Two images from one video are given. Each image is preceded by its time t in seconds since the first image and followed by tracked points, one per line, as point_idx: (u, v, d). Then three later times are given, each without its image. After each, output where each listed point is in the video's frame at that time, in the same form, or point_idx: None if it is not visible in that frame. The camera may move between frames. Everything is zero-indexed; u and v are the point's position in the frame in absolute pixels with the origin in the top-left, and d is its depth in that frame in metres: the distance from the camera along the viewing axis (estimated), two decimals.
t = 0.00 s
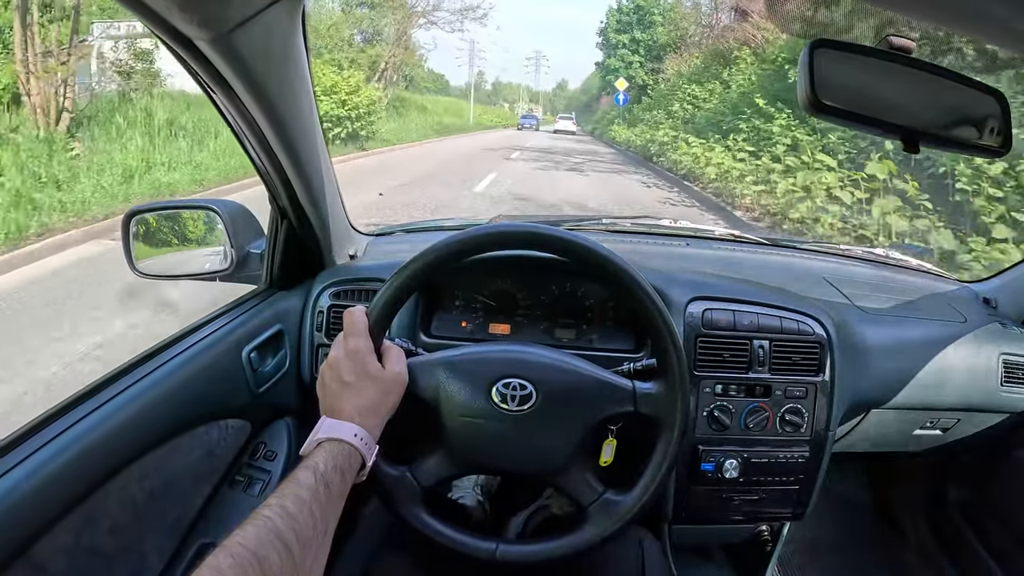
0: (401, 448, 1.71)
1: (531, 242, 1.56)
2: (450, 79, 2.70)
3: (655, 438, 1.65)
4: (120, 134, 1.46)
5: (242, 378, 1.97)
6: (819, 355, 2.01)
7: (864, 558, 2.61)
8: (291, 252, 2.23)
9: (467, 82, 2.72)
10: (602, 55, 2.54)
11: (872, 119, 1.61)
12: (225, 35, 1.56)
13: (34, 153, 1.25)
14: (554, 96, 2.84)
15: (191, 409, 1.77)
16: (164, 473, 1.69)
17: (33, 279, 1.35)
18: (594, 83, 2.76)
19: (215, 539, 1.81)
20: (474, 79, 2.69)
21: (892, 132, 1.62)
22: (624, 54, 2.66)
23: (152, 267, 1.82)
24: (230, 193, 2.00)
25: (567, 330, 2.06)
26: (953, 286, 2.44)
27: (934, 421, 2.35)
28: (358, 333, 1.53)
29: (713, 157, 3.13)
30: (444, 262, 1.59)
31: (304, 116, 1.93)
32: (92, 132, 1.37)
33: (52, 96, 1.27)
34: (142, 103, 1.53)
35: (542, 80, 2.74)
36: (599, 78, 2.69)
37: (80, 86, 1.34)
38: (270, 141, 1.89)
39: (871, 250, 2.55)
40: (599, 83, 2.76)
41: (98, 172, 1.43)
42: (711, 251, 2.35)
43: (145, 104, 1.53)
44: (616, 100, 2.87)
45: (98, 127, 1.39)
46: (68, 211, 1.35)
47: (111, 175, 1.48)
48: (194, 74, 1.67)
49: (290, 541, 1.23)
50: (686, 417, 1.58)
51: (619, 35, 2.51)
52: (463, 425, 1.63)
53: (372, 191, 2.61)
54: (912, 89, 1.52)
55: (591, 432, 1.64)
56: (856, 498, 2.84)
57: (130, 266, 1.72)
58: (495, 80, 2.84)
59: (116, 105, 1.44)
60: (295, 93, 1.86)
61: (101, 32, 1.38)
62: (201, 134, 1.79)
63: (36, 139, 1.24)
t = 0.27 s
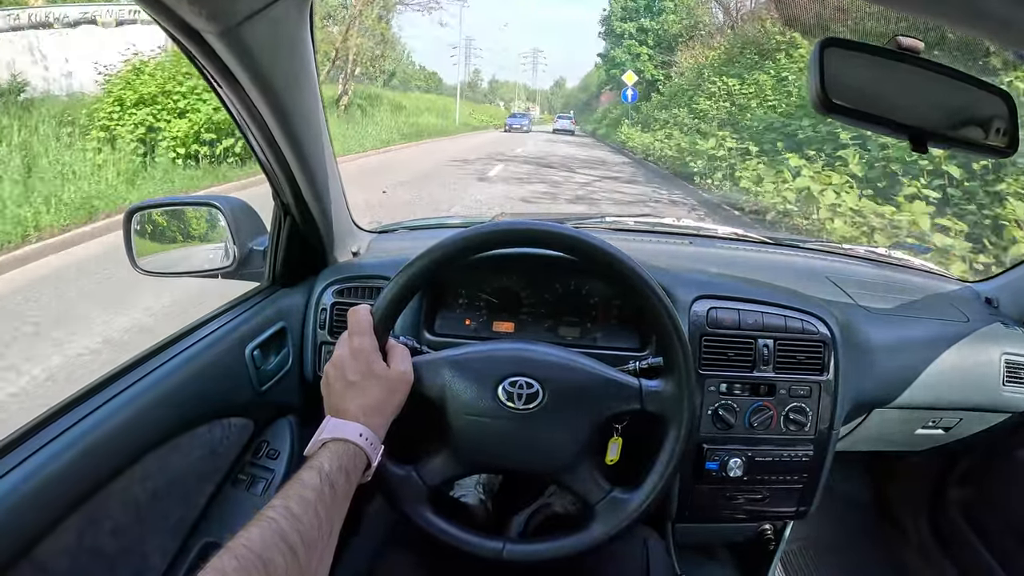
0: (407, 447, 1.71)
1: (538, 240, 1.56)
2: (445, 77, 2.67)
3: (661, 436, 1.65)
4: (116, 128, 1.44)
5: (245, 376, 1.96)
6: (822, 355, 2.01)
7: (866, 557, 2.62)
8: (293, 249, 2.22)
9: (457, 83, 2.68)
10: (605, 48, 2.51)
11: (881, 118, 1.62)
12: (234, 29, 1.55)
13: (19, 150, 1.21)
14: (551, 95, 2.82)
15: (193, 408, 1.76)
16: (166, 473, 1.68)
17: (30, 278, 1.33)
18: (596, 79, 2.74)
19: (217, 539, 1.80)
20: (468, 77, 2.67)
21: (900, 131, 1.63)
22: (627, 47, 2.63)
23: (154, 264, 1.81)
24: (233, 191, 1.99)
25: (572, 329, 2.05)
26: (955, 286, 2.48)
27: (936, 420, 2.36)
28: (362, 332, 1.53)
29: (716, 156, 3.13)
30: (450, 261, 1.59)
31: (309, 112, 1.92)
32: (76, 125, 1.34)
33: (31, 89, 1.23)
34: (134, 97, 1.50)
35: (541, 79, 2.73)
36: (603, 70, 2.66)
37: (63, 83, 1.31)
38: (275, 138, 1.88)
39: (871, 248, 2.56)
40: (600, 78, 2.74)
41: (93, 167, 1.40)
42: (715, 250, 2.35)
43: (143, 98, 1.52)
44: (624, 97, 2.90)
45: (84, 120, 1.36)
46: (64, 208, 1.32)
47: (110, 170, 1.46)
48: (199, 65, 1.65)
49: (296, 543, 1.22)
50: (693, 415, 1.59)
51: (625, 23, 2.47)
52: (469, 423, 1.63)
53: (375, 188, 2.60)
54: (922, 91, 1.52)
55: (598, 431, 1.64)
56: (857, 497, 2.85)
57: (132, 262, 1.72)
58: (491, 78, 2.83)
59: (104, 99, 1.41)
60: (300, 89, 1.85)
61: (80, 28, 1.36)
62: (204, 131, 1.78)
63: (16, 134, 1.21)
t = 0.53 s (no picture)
0: (398, 449, 1.71)
1: (528, 241, 1.56)
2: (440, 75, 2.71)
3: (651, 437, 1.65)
4: (121, 132, 1.44)
5: (239, 377, 1.96)
6: (816, 356, 2.01)
7: (860, 559, 2.61)
8: (288, 250, 2.22)
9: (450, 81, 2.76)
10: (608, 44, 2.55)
11: (871, 120, 1.59)
12: (223, 31, 1.56)
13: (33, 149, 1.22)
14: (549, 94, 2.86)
15: (188, 407, 1.77)
16: (159, 473, 1.68)
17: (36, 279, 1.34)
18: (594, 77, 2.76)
19: (210, 538, 1.81)
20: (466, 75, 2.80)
21: (891, 133, 1.62)
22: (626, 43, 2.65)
23: (149, 265, 1.82)
24: (231, 194, 2.00)
25: (565, 330, 2.05)
26: (949, 287, 2.48)
27: (931, 421, 2.35)
28: (353, 334, 1.53)
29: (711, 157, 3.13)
30: (441, 262, 1.59)
31: (301, 113, 1.92)
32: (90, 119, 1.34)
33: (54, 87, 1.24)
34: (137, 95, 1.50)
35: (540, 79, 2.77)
36: (609, 65, 2.65)
37: (83, 82, 1.33)
38: (267, 139, 1.88)
39: (867, 249, 2.55)
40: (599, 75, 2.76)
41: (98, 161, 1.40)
42: (709, 252, 2.35)
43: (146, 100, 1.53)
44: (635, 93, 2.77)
45: (93, 118, 1.35)
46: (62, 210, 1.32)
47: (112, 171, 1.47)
48: (188, 68, 1.65)
49: (285, 543, 1.22)
50: (684, 416, 1.59)
51: (632, 9, 2.51)
52: (460, 425, 1.63)
53: (370, 190, 2.61)
54: (912, 91, 1.51)
55: (589, 432, 1.64)
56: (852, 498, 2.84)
57: (127, 263, 1.72)
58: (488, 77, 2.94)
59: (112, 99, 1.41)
60: (292, 90, 1.85)
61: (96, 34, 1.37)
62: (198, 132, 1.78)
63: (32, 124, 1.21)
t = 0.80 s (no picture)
0: (389, 449, 1.70)
1: (518, 240, 1.55)
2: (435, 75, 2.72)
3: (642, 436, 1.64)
4: (111, 134, 1.42)
5: (232, 377, 1.96)
6: (812, 355, 2.00)
7: (858, 559, 2.59)
8: (281, 249, 2.22)
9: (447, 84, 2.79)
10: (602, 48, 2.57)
11: (862, 115, 1.61)
12: (207, 32, 1.56)
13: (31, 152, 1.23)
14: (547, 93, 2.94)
15: (182, 406, 1.76)
16: (152, 472, 1.68)
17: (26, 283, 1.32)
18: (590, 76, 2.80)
19: (203, 538, 1.80)
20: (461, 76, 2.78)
21: (883, 129, 1.62)
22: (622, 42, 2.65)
23: (145, 267, 1.80)
24: (225, 195, 1.99)
25: (558, 329, 2.05)
26: (947, 286, 2.45)
27: (928, 421, 2.34)
28: (343, 333, 1.52)
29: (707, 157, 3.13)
30: (432, 260, 1.58)
31: (291, 113, 1.92)
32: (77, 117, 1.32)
33: (33, 85, 1.22)
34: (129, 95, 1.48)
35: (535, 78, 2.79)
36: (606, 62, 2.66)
37: (78, 83, 1.33)
38: (256, 140, 1.88)
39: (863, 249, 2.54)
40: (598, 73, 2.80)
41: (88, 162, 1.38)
42: (705, 251, 2.34)
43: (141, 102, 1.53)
44: (653, 86, 2.70)
45: (86, 119, 1.35)
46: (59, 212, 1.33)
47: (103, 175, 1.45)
48: (176, 70, 1.64)
49: (272, 542, 1.21)
50: (674, 415, 1.58)
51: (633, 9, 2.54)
52: (450, 424, 1.62)
53: (364, 190, 2.60)
54: (901, 87, 1.51)
55: (580, 431, 1.63)
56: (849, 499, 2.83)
57: (123, 266, 1.70)
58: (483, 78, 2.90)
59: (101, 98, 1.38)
60: (281, 90, 1.85)
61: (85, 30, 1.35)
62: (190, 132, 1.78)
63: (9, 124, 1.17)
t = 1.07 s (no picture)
0: (392, 449, 1.70)
1: (521, 241, 1.56)
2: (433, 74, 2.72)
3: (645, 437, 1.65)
4: (117, 134, 1.41)
5: (234, 377, 1.96)
6: (812, 356, 2.00)
7: (858, 560, 2.60)
8: (283, 249, 2.21)
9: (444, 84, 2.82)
10: (600, 46, 2.60)
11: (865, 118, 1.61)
12: (214, 32, 1.56)
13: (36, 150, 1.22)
14: (546, 92, 3.00)
15: (184, 406, 1.76)
16: (154, 472, 1.68)
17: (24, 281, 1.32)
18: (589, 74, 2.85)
19: (205, 537, 1.80)
20: (456, 74, 2.77)
21: (886, 131, 1.62)
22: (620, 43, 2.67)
23: (145, 265, 1.80)
24: (226, 194, 1.99)
25: (560, 330, 2.05)
26: (948, 288, 2.47)
27: (928, 422, 2.35)
28: (347, 334, 1.53)
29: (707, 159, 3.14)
30: (435, 261, 1.59)
31: (295, 113, 1.92)
32: (77, 115, 1.31)
33: (28, 78, 1.20)
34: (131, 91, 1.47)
35: (534, 76, 2.80)
36: (605, 59, 2.69)
37: (81, 82, 1.33)
38: (260, 140, 1.88)
39: (864, 250, 2.56)
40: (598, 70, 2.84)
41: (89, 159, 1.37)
42: (706, 251, 2.35)
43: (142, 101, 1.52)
44: (686, 74, 2.59)
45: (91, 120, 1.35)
46: (59, 213, 1.32)
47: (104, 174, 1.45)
48: (181, 68, 1.65)
49: (276, 542, 1.21)
50: (677, 416, 1.58)
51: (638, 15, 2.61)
52: (453, 425, 1.62)
53: (365, 190, 2.61)
54: (906, 89, 1.51)
55: (582, 432, 1.64)
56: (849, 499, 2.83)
57: (123, 264, 1.71)
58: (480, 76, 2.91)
59: (100, 94, 1.37)
60: (285, 90, 1.85)
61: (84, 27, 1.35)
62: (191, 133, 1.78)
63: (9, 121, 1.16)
